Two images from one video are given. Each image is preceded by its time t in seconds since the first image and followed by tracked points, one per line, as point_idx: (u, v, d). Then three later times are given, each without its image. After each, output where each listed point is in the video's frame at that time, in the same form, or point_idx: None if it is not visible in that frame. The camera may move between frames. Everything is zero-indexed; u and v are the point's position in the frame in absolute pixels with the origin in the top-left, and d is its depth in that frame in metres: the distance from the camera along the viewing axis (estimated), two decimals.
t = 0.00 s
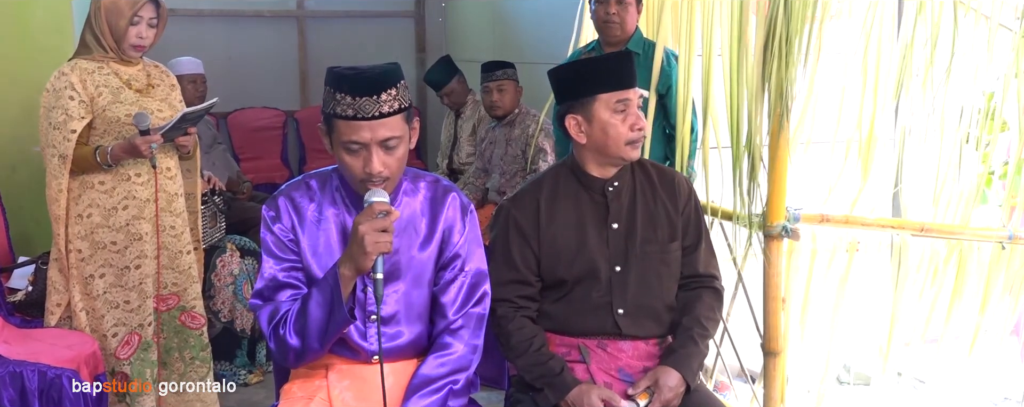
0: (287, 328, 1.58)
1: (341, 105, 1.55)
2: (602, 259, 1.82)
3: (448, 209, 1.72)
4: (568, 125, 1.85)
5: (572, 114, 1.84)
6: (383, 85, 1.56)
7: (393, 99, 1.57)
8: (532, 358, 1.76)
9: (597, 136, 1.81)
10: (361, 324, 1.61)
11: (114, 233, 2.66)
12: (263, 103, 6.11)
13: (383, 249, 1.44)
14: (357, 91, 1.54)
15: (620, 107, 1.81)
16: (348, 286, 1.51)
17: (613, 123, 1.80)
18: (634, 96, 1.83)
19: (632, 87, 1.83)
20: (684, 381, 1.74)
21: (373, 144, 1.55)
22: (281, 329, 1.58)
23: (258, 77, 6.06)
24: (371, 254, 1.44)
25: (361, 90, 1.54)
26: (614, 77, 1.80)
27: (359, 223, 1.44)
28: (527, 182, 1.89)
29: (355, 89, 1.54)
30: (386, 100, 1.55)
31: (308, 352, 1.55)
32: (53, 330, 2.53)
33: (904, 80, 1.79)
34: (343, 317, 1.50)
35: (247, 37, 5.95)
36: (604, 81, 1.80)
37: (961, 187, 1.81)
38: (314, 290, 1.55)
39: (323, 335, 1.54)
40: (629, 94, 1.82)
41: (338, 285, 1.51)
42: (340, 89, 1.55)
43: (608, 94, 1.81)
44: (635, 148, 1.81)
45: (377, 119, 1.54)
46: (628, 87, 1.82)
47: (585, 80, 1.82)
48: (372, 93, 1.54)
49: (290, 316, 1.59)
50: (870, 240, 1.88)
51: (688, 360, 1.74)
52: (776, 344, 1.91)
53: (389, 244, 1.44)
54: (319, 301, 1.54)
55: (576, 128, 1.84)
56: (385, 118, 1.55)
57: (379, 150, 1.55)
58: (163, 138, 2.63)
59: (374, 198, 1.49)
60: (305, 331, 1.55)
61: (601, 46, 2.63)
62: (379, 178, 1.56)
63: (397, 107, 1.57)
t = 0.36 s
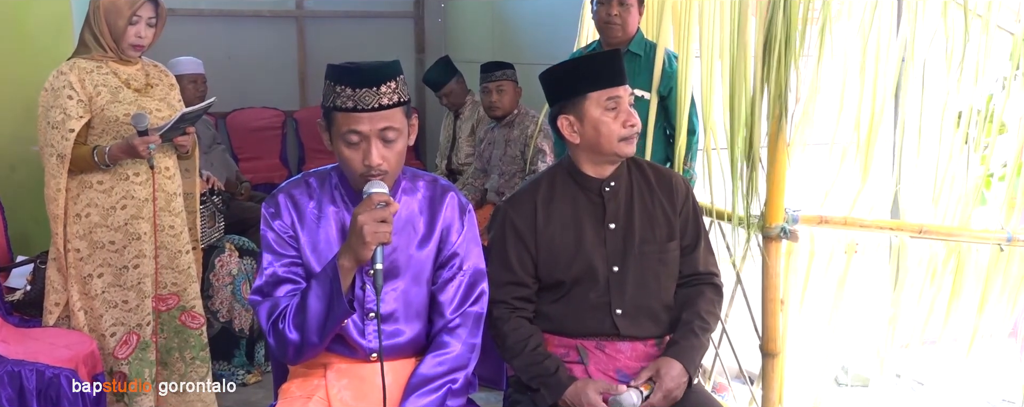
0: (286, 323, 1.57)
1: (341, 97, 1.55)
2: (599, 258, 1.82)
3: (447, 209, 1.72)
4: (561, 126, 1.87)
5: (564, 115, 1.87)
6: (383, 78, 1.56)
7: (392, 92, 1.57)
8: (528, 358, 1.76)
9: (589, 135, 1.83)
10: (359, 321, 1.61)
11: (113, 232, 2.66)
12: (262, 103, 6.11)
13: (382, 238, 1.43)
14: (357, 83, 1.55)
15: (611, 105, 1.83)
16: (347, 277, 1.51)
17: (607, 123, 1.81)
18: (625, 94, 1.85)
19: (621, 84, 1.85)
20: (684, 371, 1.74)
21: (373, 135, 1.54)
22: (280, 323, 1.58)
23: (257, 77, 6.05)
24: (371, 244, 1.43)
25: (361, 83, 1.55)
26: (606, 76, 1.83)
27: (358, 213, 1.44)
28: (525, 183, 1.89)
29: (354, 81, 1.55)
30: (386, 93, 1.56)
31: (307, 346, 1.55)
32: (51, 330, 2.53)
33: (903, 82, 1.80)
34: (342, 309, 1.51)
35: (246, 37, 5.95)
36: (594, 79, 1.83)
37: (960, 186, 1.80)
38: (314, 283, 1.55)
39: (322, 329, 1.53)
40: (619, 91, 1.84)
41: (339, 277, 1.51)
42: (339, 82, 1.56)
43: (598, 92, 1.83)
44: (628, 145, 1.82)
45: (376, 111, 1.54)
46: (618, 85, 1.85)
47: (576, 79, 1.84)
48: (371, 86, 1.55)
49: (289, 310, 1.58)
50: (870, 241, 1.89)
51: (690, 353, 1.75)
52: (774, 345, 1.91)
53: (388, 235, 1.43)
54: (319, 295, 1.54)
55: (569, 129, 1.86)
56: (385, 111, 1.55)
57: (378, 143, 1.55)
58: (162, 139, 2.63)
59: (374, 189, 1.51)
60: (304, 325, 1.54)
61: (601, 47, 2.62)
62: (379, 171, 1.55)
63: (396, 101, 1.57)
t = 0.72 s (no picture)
0: (287, 321, 1.57)
1: (343, 92, 1.56)
2: (598, 261, 1.82)
3: (450, 208, 1.73)
4: (557, 127, 1.88)
5: (562, 116, 1.87)
6: (385, 74, 1.57)
7: (394, 87, 1.57)
8: (530, 360, 1.75)
9: (586, 136, 1.83)
10: (361, 320, 1.62)
11: (114, 231, 2.66)
12: (264, 103, 6.11)
13: (382, 235, 1.43)
14: (359, 78, 1.55)
15: (607, 105, 1.83)
16: (348, 273, 1.51)
17: (603, 123, 1.81)
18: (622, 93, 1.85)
19: (615, 85, 1.84)
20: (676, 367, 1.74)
21: (375, 129, 1.54)
22: (281, 321, 1.57)
23: (258, 77, 6.06)
24: (371, 240, 1.43)
25: (363, 77, 1.55)
26: (599, 77, 1.83)
27: (358, 210, 1.43)
28: (525, 185, 1.89)
29: (357, 76, 1.56)
30: (388, 88, 1.56)
31: (308, 344, 1.54)
32: (52, 328, 2.53)
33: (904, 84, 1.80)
34: (343, 307, 1.51)
35: (248, 37, 5.96)
36: (587, 81, 1.83)
37: (960, 189, 1.80)
38: (315, 280, 1.55)
39: (323, 326, 1.53)
40: (613, 91, 1.84)
41: (340, 273, 1.51)
42: (343, 77, 1.57)
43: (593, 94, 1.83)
44: (626, 145, 1.82)
45: (378, 105, 1.55)
46: (612, 86, 1.84)
47: (571, 81, 1.85)
48: (373, 81, 1.55)
49: (290, 308, 1.58)
50: (872, 243, 1.89)
51: (682, 350, 1.76)
52: (775, 346, 1.91)
53: (389, 231, 1.43)
54: (320, 292, 1.54)
55: (566, 130, 1.86)
56: (387, 105, 1.55)
57: (380, 139, 1.55)
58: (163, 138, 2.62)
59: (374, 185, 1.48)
60: (306, 323, 1.54)
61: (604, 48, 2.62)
62: (380, 166, 1.55)
63: (398, 95, 1.57)
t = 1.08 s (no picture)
0: (286, 325, 1.57)
1: (339, 96, 1.55)
2: (596, 262, 1.82)
3: (451, 208, 1.73)
4: (555, 127, 1.88)
5: (559, 116, 1.87)
6: (380, 76, 1.56)
7: (389, 90, 1.57)
8: (530, 357, 1.75)
9: (584, 136, 1.83)
10: (360, 323, 1.61)
11: (112, 230, 2.66)
12: (263, 102, 6.11)
13: (381, 239, 1.43)
14: (355, 82, 1.55)
15: (604, 104, 1.83)
16: (347, 277, 1.51)
17: (600, 122, 1.81)
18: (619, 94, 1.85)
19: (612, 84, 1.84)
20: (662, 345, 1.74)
21: (371, 133, 1.54)
22: (281, 325, 1.57)
23: (258, 76, 6.06)
24: (370, 246, 1.43)
25: (358, 80, 1.55)
26: (595, 76, 1.83)
27: (356, 214, 1.43)
28: (523, 186, 1.88)
29: (353, 80, 1.55)
30: (383, 91, 1.56)
31: (308, 348, 1.54)
32: (51, 327, 2.53)
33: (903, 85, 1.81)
34: (343, 311, 1.51)
35: (247, 37, 5.96)
36: (583, 80, 1.83)
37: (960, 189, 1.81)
38: (313, 284, 1.54)
39: (322, 330, 1.53)
40: (610, 90, 1.84)
41: (339, 279, 1.51)
42: (337, 80, 1.56)
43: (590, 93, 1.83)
44: (624, 143, 1.82)
45: (374, 109, 1.54)
46: (609, 85, 1.84)
47: (568, 81, 1.85)
48: (368, 84, 1.55)
49: (289, 312, 1.58)
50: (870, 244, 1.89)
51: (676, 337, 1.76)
52: (774, 347, 1.91)
53: (387, 236, 1.43)
54: (319, 296, 1.53)
55: (563, 129, 1.86)
56: (384, 108, 1.55)
57: (377, 142, 1.55)
58: (161, 138, 2.62)
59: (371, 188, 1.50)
60: (305, 327, 1.54)
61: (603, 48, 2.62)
62: (378, 170, 1.55)
63: (393, 98, 1.57)
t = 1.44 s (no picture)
0: (284, 331, 1.57)
1: (329, 101, 1.55)
2: (593, 262, 1.82)
3: (448, 209, 1.73)
4: (550, 128, 1.88)
5: (554, 117, 1.87)
6: (370, 79, 1.56)
7: (380, 93, 1.57)
8: (540, 343, 1.76)
9: (578, 136, 1.84)
10: (358, 326, 1.61)
11: (110, 230, 2.66)
12: (262, 102, 6.11)
13: (376, 247, 1.43)
14: (345, 86, 1.55)
15: (598, 105, 1.83)
16: (343, 285, 1.51)
17: (595, 123, 1.82)
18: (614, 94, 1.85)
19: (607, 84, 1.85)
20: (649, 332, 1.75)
21: (362, 138, 1.54)
22: (279, 331, 1.57)
23: (256, 76, 6.06)
24: (365, 253, 1.43)
25: (347, 84, 1.55)
26: (592, 77, 1.83)
27: (350, 221, 1.43)
28: (520, 187, 1.89)
29: (343, 85, 1.55)
30: (374, 94, 1.56)
31: (305, 354, 1.54)
32: (49, 327, 2.53)
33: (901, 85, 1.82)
34: (339, 317, 1.51)
35: (246, 37, 5.96)
36: (579, 81, 1.83)
37: (956, 189, 1.81)
38: (310, 290, 1.54)
39: (319, 337, 1.53)
40: (606, 90, 1.84)
41: (336, 286, 1.51)
42: (326, 85, 1.56)
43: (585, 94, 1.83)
44: (618, 143, 1.82)
45: (364, 113, 1.54)
46: (605, 85, 1.84)
47: (563, 82, 1.85)
48: (357, 89, 1.55)
49: (286, 319, 1.58)
50: (869, 244, 1.92)
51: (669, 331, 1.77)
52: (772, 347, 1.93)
53: (382, 243, 1.43)
54: (315, 302, 1.53)
55: (558, 130, 1.87)
56: (375, 112, 1.55)
57: (369, 146, 1.55)
58: (158, 139, 2.62)
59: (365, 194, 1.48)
60: (303, 332, 1.54)
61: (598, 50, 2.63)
62: (371, 174, 1.55)
63: (384, 101, 1.57)
